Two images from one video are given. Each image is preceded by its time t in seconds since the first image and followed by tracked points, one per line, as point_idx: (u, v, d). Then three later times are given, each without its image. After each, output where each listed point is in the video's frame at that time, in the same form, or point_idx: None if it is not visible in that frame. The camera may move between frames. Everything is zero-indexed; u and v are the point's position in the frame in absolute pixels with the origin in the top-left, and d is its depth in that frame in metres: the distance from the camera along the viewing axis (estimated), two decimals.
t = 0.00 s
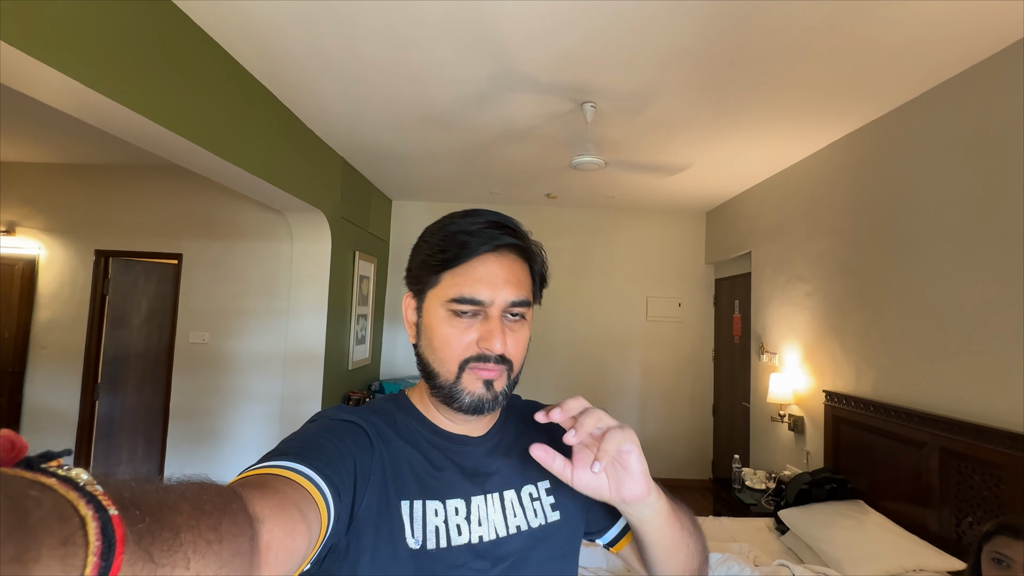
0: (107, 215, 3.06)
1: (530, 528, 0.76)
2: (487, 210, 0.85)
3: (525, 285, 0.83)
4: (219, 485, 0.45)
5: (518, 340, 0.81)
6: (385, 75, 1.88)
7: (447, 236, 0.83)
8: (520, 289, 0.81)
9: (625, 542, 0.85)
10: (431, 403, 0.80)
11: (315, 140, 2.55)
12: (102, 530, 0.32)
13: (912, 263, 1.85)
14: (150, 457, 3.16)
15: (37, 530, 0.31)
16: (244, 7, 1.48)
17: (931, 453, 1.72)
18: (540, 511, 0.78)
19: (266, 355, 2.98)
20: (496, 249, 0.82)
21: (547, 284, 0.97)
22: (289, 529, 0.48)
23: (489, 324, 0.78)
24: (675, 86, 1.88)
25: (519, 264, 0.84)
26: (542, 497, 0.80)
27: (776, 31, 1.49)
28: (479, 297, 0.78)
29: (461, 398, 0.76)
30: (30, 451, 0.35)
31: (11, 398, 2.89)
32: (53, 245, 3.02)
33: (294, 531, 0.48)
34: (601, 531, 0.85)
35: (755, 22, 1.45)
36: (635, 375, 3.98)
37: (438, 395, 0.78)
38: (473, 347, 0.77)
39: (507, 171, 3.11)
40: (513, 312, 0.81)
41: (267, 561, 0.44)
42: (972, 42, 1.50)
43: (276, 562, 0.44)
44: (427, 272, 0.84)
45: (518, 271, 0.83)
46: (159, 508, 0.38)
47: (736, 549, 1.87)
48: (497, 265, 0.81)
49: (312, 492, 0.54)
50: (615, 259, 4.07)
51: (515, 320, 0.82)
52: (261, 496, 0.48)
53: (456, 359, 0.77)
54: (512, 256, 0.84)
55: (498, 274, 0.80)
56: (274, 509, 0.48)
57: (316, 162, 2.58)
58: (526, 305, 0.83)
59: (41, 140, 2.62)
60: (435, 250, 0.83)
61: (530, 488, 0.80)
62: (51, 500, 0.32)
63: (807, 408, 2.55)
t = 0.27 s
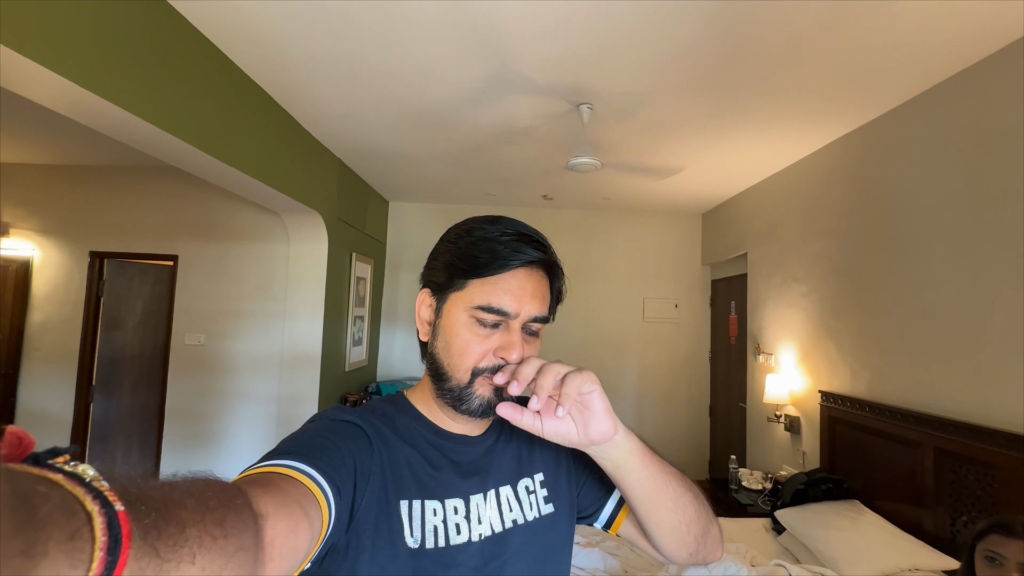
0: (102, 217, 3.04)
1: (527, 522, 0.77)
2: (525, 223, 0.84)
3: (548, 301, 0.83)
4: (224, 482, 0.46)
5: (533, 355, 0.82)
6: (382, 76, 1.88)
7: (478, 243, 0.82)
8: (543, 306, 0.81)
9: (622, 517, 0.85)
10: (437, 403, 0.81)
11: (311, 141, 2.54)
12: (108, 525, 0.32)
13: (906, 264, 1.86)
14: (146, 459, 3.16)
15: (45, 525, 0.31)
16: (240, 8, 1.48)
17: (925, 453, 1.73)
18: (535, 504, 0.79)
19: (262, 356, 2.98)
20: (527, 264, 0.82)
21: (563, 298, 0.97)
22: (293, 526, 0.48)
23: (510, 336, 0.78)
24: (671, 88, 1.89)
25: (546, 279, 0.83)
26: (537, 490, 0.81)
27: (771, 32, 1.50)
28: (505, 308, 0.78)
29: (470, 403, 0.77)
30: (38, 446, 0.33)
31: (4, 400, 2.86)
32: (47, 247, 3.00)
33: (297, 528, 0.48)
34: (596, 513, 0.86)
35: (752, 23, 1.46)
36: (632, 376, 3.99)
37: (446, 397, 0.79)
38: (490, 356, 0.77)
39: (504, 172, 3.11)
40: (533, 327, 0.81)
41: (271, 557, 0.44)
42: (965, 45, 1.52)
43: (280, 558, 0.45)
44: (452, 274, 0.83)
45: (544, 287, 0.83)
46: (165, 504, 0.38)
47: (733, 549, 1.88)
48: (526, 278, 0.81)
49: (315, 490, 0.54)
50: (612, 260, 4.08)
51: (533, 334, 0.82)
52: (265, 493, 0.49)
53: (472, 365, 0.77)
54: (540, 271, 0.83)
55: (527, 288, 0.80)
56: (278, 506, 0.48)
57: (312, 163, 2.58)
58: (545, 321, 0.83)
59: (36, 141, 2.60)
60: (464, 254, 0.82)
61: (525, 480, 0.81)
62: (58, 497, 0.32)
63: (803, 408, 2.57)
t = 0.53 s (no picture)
0: (99, 216, 3.03)
1: (529, 517, 0.77)
2: (519, 224, 0.84)
3: (545, 301, 0.83)
4: (232, 476, 0.46)
5: (531, 356, 0.82)
6: (379, 76, 1.88)
7: (472, 246, 0.82)
8: (540, 306, 0.81)
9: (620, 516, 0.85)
10: (436, 406, 0.81)
11: (309, 140, 2.54)
12: (116, 520, 0.33)
13: (903, 263, 1.87)
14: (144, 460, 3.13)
15: (52, 520, 0.32)
16: (239, 7, 1.48)
17: (921, 451, 1.75)
18: (536, 499, 0.79)
19: (260, 356, 2.97)
20: (522, 264, 0.81)
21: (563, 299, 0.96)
22: (300, 521, 0.48)
23: (506, 337, 0.78)
24: (668, 88, 1.90)
25: (542, 280, 0.83)
26: (538, 486, 0.81)
27: (768, 31, 1.50)
28: (500, 309, 0.78)
29: (468, 406, 0.77)
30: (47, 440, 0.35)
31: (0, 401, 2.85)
32: (43, 246, 2.99)
33: (305, 522, 0.49)
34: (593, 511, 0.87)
35: (749, 23, 1.46)
36: (630, 375, 4.00)
37: (444, 400, 0.79)
38: (487, 358, 0.77)
39: (502, 172, 3.12)
40: (531, 328, 0.81)
41: (278, 551, 0.45)
42: (961, 45, 1.53)
43: (287, 553, 0.46)
44: (447, 278, 0.83)
45: (541, 287, 0.83)
46: (173, 499, 0.38)
47: (730, 547, 1.89)
48: (520, 279, 0.81)
49: (320, 486, 0.54)
50: (609, 260, 4.09)
51: (530, 335, 0.82)
52: (272, 488, 0.49)
53: (469, 368, 0.77)
54: (536, 272, 0.83)
55: (523, 289, 0.80)
56: (284, 501, 0.48)
57: (310, 162, 2.57)
58: (543, 322, 0.83)
59: (32, 140, 2.59)
60: (459, 257, 0.83)
61: (526, 476, 0.81)
62: (65, 492, 0.33)
63: (800, 407, 2.58)
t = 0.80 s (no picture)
0: (99, 216, 3.03)
1: (535, 515, 0.77)
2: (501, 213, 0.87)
3: (534, 286, 0.84)
4: (233, 479, 0.46)
5: (526, 342, 0.82)
6: (378, 75, 1.87)
7: (458, 237, 0.83)
8: (530, 290, 0.82)
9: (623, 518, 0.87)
10: (438, 403, 0.81)
11: (308, 139, 2.54)
12: (114, 524, 0.33)
13: (903, 262, 1.87)
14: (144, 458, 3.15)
15: (51, 525, 0.32)
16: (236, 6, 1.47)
17: (921, 449, 1.75)
18: (541, 497, 0.80)
19: (261, 356, 2.97)
20: (507, 250, 0.83)
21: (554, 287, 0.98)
22: (303, 521, 0.48)
23: (499, 324, 0.79)
24: (668, 86, 1.90)
25: (529, 264, 0.85)
26: (542, 484, 0.81)
27: (767, 30, 1.50)
28: (490, 295, 0.79)
29: (467, 399, 0.77)
30: (44, 445, 0.35)
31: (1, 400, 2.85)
32: (43, 246, 2.99)
33: (308, 523, 0.49)
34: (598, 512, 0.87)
35: (748, 22, 1.47)
36: (630, 374, 4.00)
37: (444, 396, 0.79)
38: (482, 347, 0.78)
39: (502, 171, 3.12)
40: (522, 313, 0.82)
41: (282, 552, 0.45)
42: (961, 43, 1.53)
43: (292, 553, 0.46)
44: (436, 272, 0.84)
45: (528, 272, 0.85)
46: (173, 501, 0.38)
47: (730, 545, 1.89)
48: (507, 265, 0.82)
49: (324, 487, 0.54)
50: (610, 258, 4.09)
51: (523, 322, 0.82)
52: (275, 489, 0.49)
53: (464, 359, 0.78)
54: (522, 257, 0.85)
55: (509, 274, 0.81)
56: (287, 501, 0.48)
57: (310, 162, 2.57)
58: (534, 307, 0.84)
59: (31, 140, 2.59)
60: (446, 250, 0.84)
61: (530, 475, 0.81)
62: (63, 497, 0.33)
63: (801, 405, 2.58)
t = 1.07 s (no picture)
0: (100, 218, 3.03)
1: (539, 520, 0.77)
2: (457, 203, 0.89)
3: (503, 264, 0.85)
4: (227, 486, 0.46)
5: (507, 321, 0.83)
6: (379, 76, 1.87)
7: (422, 231, 0.85)
8: (499, 268, 0.83)
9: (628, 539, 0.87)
10: (436, 401, 0.81)
11: (309, 141, 2.54)
12: (110, 529, 0.32)
13: (905, 262, 1.87)
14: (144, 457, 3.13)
15: (46, 529, 0.31)
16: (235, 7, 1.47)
17: (924, 450, 1.74)
18: (546, 503, 0.80)
19: (262, 357, 2.97)
20: (469, 234, 0.85)
21: (530, 269, 0.99)
22: (298, 529, 0.48)
23: (475, 306, 0.80)
24: (669, 87, 1.89)
25: (495, 244, 0.86)
26: (548, 490, 0.82)
27: (768, 31, 1.50)
28: (460, 279, 0.80)
29: (461, 389, 0.77)
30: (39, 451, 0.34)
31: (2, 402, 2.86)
32: (44, 248, 2.99)
33: (303, 531, 0.49)
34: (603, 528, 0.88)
35: (750, 22, 1.46)
36: (631, 375, 4.00)
37: (439, 390, 0.79)
38: (464, 332, 0.78)
39: (502, 172, 3.11)
40: (496, 292, 0.83)
41: (276, 560, 0.44)
42: (963, 42, 1.52)
43: (285, 562, 0.45)
44: (408, 269, 0.85)
45: (494, 252, 0.86)
46: (167, 509, 0.38)
47: (732, 547, 1.88)
48: (473, 247, 0.84)
49: (322, 493, 0.54)
50: (610, 259, 4.08)
51: (501, 301, 0.83)
52: (269, 497, 0.49)
53: (449, 348, 0.78)
54: (487, 238, 0.86)
55: (474, 256, 0.83)
56: (282, 509, 0.48)
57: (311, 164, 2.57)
58: (509, 285, 0.85)
59: (32, 142, 2.60)
60: (413, 246, 0.85)
61: (535, 480, 0.81)
62: (59, 502, 0.32)
63: (802, 407, 2.57)
